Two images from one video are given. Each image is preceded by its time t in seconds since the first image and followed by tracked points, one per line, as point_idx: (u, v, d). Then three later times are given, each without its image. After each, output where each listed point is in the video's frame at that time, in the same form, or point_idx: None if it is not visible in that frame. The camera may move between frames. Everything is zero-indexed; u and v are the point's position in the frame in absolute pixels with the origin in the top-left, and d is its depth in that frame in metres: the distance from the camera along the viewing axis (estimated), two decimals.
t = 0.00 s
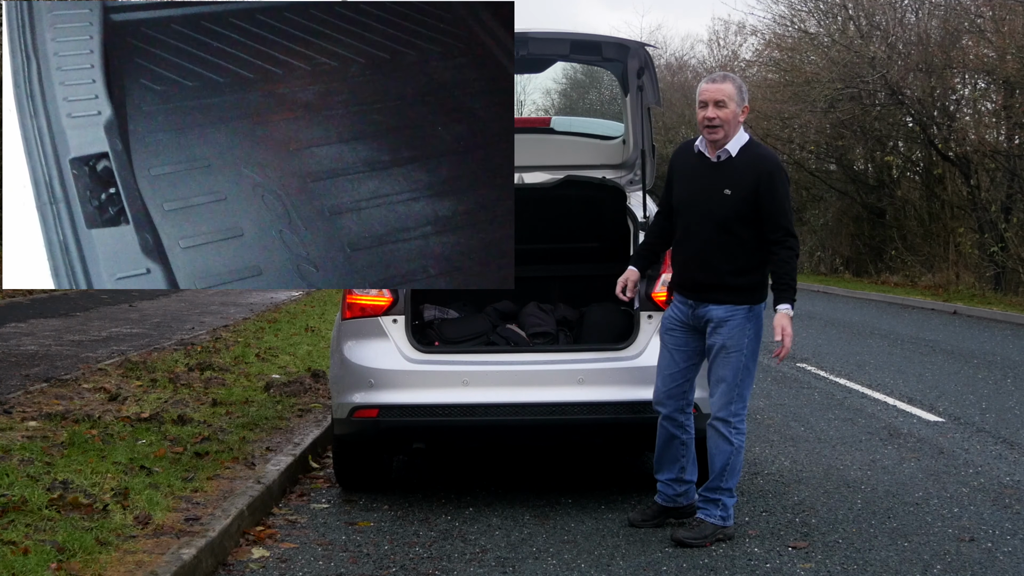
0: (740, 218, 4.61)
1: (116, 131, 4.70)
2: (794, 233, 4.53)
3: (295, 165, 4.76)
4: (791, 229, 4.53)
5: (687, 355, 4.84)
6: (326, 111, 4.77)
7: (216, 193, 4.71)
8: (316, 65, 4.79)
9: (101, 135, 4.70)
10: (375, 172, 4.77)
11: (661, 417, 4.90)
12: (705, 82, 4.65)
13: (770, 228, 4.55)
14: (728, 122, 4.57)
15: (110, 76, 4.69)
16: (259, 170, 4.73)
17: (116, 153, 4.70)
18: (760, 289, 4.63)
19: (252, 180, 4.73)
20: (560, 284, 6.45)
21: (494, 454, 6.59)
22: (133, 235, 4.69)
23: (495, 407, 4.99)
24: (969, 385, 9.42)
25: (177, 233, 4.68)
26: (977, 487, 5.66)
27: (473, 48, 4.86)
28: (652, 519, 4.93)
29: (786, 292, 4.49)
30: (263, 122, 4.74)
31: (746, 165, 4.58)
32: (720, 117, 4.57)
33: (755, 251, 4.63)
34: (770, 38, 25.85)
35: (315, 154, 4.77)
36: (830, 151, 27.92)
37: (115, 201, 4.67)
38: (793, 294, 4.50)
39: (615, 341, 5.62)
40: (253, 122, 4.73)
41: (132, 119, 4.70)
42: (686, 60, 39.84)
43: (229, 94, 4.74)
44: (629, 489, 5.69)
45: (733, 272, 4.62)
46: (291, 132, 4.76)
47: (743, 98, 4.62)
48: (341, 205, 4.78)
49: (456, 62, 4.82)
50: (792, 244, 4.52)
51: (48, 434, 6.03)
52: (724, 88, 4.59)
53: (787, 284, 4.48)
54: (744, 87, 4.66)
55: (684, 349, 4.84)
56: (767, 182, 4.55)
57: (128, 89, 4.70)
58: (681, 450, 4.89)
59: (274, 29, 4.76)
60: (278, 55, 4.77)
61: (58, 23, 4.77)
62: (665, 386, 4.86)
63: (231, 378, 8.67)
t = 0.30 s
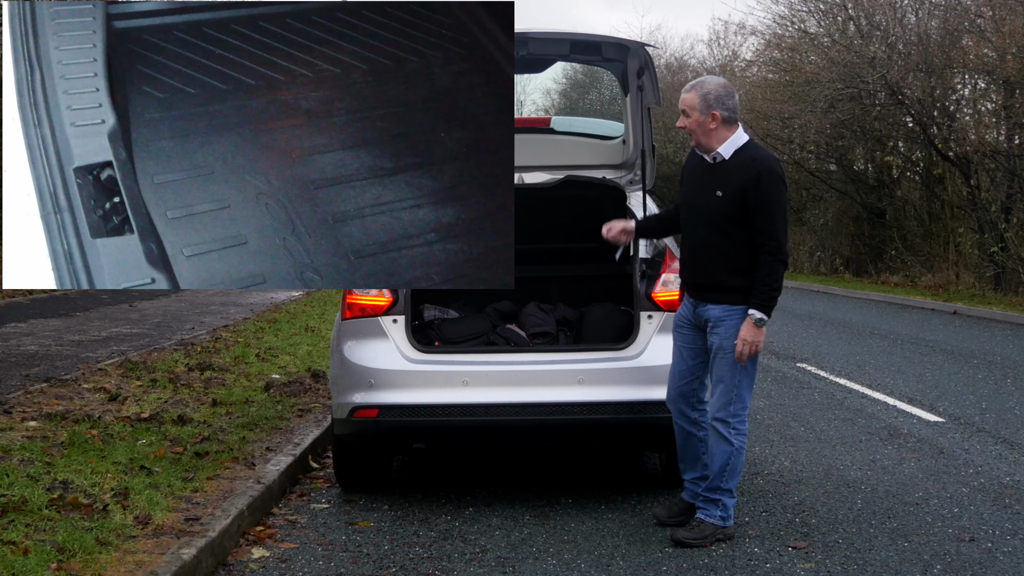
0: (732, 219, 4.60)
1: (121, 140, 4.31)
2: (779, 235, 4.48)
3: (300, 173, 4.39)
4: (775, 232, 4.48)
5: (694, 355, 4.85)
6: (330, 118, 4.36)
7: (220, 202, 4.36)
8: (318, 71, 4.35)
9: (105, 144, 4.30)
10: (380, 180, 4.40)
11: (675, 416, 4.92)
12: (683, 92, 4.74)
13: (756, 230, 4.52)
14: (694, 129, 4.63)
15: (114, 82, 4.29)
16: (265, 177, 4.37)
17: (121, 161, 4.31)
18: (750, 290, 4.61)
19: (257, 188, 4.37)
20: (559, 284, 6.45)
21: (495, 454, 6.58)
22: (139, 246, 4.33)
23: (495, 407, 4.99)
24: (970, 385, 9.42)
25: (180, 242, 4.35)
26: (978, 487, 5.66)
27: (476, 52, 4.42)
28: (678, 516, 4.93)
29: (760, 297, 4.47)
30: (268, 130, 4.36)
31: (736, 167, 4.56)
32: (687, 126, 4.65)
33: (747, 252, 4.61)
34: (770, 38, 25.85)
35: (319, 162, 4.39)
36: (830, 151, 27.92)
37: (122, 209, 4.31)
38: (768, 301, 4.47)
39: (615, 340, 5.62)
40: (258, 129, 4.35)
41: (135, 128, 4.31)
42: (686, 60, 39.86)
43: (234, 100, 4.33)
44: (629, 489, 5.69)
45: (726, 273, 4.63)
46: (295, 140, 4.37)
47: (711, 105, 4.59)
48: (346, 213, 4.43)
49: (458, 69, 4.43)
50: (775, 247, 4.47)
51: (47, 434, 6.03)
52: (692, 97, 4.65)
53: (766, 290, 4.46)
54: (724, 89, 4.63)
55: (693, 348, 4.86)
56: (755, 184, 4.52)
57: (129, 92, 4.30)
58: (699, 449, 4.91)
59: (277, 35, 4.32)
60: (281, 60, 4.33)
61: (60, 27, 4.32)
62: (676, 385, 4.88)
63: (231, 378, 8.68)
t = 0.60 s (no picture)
0: (727, 216, 4.63)
1: (123, 148, 4.41)
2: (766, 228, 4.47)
3: (301, 180, 4.48)
4: (761, 225, 4.48)
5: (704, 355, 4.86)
6: (331, 125, 4.47)
7: (221, 209, 4.46)
8: (319, 78, 4.46)
9: (109, 152, 4.40)
10: (381, 186, 4.50)
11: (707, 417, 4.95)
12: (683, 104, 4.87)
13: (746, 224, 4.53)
14: (695, 136, 4.75)
15: (117, 89, 4.39)
16: (266, 185, 4.47)
17: (125, 170, 4.42)
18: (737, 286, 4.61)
19: (258, 195, 4.47)
20: (559, 284, 6.44)
21: (495, 454, 6.58)
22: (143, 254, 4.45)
23: (494, 407, 4.99)
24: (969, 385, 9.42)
25: (182, 249, 4.46)
26: (977, 488, 5.66)
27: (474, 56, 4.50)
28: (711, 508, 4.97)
29: (743, 287, 4.46)
30: (270, 137, 4.45)
31: (730, 164, 4.61)
32: (690, 136, 4.78)
33: (741, 250, 4.63)
34: (770, 38, 25.84)
35: (321, 168, 4.48)
36: (830, 151, 27.92)
37: (126, 218, 4.43)
38: (752, 292, 4.45)
39: (614, 340, 5.61)
40: (260, 136, 4.45)
41: (138, 135, 4.42)
42: (686, 60, 39.86)
43: (235, 107, 4.44)
44: (628, 489, 5.70)
45: (723, 270, 4.66)
46: (296, 147, 4.46)
47: (702, 110, 4.69)
48: (347, 219, 4.53)
49: (458, 73, 4.51)
50: (761, 244, 4.46)
51: (48, 434, 6.03)
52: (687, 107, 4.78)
53: (750, 280, 4.45)
54: (713, 92, 4.71)
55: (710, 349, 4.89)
56: (745, 179, 4.55)
57: (131, 99, 4.40)
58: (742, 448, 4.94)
59: (280, 42, 4.44)
60: (282, 68, 4.45)
61: (61, 36, 4.46)
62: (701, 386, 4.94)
63: (231, 378, 8.68)
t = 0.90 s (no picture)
0: (736, 219, 4.67)
1: (127, 157, 4.49)
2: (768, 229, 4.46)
3: (303, 188, 4.59)
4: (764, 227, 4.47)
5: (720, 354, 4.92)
6: (331, 132, 4.57)
7: (223, 218, 4.55)
8: (321, 85, 4.57)
9: (111, 160, 4.48)
10: (381, 194, 4.59)
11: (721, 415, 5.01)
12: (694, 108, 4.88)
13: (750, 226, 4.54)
14: (704, 142, 4.77)
15: (118, 99, 4.48)
16: (268, 193, 4.57)
17: (127, 178, 4.50)
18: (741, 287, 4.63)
19: (261, 204, 4.57)
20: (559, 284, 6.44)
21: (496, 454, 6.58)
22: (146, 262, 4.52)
23: (494, 407, 4.99)
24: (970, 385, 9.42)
25: (185, 258, 4.54)
26: (978, 488, 5.66)
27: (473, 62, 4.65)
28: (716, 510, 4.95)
29: (747, 289, 4.48)
30: (272, 145, 4.56)
31: (736, 168, 4.63)
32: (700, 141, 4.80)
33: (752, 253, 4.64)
34: (770, 38, 25.83)
35: (322, 176, 4.59)
36: (830, 151, 27.91)
37: (127, 227, 4.52)
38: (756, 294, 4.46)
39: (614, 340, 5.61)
40: (261, 144, 4.55)
41: (142, 144, 4.50)
42: (686, 60, 39.84)
43: (237, 116, 4.54)
44: (628, 489, 5.70)
45: (732, 272, 4.70)
46: (298, 155, 4.58)
47: (709, 116, 4.70)
48: (349, 227, 4.62)
49: (459, 81, 4.65)
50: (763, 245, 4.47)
51: (47, 434, 6.03)
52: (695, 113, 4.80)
53: (753, 282, 4.46)
54: (718, 98, 4.71)
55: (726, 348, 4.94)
56: (748, 183, 4.56)
57: (135, 108, 4.49)
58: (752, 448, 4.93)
59: (279, 49, 4.55)
60: (284, 76, 4.55)
61: (65, 46, 4.52)
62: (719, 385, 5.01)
63: (231, 378, 8.68)
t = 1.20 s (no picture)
0: (748, 217, 4.67)
1: (128, 166, 4.36)
2: (786, 229, 4.51)
3: (303, 198, 4.48)
4: (781, 228, 4.51)
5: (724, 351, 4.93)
6: (332, 141, 4.47)
7: (225, 227, 4.45)
8: (322, 94, 4.48)
9: (114, 170, 4.34)
10: (383, 204, 4.50)
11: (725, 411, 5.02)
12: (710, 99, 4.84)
13: (766, 225, 4.56)
14: (719, 134, 4.74)
15: (121, 107, 4.36)
16: (270, 203, 4.46)
17: (129, 188, 4.36)
18: (761, 288, 4.63)
19: (263, 213, 4.46)
20: (559, 284, 6.44)
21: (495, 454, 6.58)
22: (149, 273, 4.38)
23: (495, 406, 4.99)
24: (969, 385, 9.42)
25: (186, 268, 4.41)
26: (978, 487, 5.66)
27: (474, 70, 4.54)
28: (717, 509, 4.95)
29: (770, 289, 4.50)
30: (273, 153, 4.45)
31: (750, 167, 4.63)
32: (713, 132, 4.77)
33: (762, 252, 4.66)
34: (770, 38, 25.83)
35: (323, 185, 4.48)
36: (830, 151, 27.92)
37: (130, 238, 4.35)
38: (778, 293, 4.49)
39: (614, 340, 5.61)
40: (263, 152, 4.44)
41: (141, 152, 4.37)
42: (686, 60, 39.85)
43: (238, 124, 4.43)
44: (628, 489, 5.70)
45: (741, 271, 4.68)
46: (301, 164, 4.47)
47: (730, 108, 4.68)
48: (352, 236, 4.53)
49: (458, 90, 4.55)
50: (781, 246, 4.50)
51: (48, 434, 6.03)
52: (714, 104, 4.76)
53: (774, 282, 4.50)
54: (742, 93, 4.71)
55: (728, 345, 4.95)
56: (765, 182, 4.58)
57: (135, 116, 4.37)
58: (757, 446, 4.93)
59: (279, 58, 4.45)
60: (285, 83, 4.45)
61: (66, 56, 4.36)
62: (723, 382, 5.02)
63: (232, 378, 8.68)
